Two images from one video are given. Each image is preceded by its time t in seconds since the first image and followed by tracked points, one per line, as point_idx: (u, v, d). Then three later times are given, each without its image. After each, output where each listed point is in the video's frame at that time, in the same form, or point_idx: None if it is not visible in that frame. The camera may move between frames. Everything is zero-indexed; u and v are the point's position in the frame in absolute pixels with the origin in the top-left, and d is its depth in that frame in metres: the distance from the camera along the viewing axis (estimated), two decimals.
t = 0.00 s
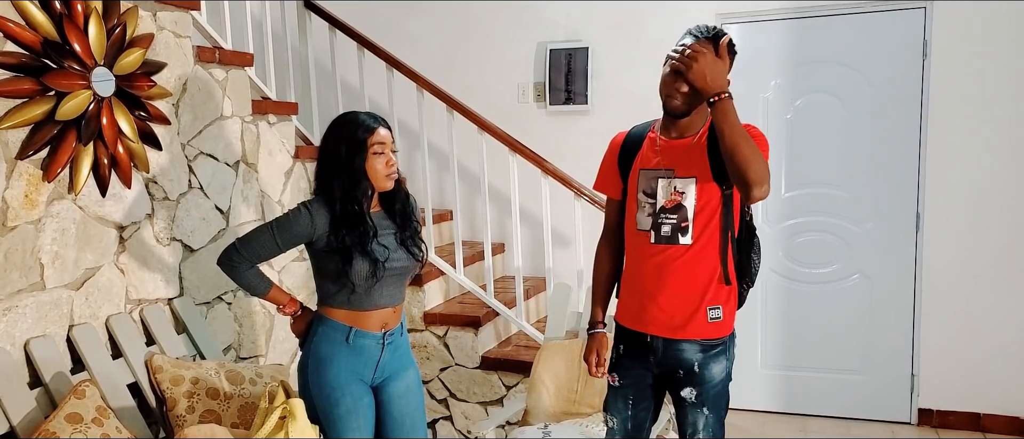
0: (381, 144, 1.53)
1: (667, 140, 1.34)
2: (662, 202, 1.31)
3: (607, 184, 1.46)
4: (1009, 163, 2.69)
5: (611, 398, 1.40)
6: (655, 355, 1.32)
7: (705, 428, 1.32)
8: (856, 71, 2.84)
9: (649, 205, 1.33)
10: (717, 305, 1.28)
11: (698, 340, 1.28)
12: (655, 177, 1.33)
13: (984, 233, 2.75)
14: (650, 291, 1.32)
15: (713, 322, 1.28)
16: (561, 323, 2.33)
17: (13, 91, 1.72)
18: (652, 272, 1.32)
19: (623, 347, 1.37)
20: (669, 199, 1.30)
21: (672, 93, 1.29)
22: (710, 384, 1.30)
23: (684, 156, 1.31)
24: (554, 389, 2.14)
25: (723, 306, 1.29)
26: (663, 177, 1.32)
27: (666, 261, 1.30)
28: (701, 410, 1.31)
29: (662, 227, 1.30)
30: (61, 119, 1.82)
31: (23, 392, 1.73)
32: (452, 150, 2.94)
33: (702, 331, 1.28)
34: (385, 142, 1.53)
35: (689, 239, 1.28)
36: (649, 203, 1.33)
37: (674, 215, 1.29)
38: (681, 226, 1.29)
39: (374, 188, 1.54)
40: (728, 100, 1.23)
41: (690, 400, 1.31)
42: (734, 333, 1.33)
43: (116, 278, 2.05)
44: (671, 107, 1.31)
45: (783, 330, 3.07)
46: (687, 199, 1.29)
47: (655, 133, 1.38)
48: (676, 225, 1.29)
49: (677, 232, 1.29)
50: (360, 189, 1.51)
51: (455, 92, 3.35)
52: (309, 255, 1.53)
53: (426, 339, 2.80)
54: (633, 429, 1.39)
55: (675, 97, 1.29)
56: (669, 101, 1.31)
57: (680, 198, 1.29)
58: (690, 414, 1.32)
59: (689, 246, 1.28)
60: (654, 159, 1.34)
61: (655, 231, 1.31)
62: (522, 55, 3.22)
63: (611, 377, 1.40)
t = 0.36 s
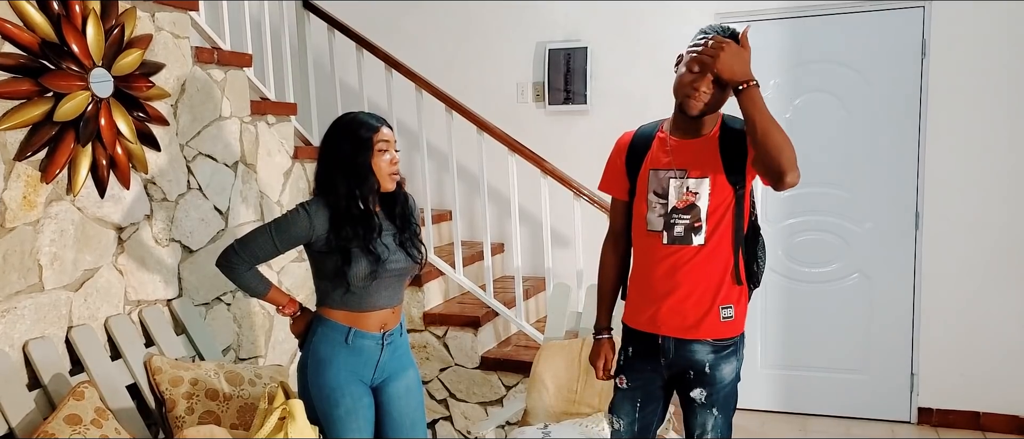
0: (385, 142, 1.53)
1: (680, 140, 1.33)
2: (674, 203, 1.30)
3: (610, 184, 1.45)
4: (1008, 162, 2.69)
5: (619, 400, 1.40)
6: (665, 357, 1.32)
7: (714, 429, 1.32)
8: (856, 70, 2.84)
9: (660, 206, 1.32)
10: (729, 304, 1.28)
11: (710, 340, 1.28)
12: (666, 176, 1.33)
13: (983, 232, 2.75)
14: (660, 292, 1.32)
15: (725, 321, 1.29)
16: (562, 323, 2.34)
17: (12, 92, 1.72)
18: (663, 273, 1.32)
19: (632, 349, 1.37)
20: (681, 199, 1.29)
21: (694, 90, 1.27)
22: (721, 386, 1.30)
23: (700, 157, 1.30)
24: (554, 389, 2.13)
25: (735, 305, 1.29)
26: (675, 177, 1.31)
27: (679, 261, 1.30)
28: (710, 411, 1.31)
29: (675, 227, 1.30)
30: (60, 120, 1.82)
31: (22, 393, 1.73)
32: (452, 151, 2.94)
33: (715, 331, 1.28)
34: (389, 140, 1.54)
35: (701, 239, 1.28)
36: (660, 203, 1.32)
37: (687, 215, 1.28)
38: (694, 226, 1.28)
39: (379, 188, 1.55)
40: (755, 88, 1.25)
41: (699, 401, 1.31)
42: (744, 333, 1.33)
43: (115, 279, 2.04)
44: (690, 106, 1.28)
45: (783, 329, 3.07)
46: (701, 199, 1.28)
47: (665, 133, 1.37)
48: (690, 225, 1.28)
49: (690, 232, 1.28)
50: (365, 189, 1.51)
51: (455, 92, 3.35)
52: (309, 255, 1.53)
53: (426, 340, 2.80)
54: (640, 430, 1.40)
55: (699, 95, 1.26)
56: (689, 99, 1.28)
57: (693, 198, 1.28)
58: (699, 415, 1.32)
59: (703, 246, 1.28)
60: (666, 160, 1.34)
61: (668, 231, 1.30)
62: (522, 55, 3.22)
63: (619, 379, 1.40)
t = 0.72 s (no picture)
0: (385, 144, 1.53)
1: (682, 140, 1.33)
2: (677, 203, 1.30)
3: (610, 183, 1.44)
4: (1006, 160, 2.69)
5: (620, 399, 1.40)
6: (668, 356, 1.31)
7: (715, 427, 1.32)
8: (855, 70, 2.84)
9: (663, 206, 1.32)
10: (731, 302, 1.28)
11: (712, 338, 1.28)
12: (668, 177, 1.32)
13: (982, 230, 2.75)
14: (663, 292, 1.31)
15: (727, 319, 1.28)
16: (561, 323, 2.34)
17: (10, 93, 1.71)
18: (664, 273, 1.31)
19: (634, 349, 1.36)
20: (684, 200, 1.29)
21: (693, 81, 1.27)
22: (722, 384, 1.30)
23: (703, 157, 1.30)
24: (553, 389, 2.13)
25: (737, 303, 1.29)
26: (677, 177, 1.31)
27: (682, 261, 1.29)
28: (711, 410, 1.31)
29: (679, 227, 1.29)
30: (58, 122, 1.82)
31: (21, 396, 1.72)
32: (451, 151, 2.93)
33: (717, 329, 1.28)
34: (388, 142, 1.53)
35: (705, 238, 1.28)
36: (663, 203, 1.32)
37: (690, 216, 1.28)
38: (698, 226, 1.28)
39: (378, 189, 1.55)
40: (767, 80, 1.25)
41: (701, 400, 1.31)
42: (747, 331, 1.33)
43: (114, 281, 2.04)
44: (689, 99, 1.28)
45: (783, 328, 3.07)
46: (704, 199, 1.28)
47: (667, 134, 1.37)
48: (693, 225, 1.28)
49: (694, 233, 1.28)
50: (365, 192, 1.51)
51: (454, 93, 3.35)
52: (308, 256, 1.53)
53: (426, 340, 2.80)
54: (641, 430, 1.39)
55: (698, 86, 1.26)
56: (689, 91, 1.27)
57: (696, 198, 1.29)
58: (701, 413, 1.32)
59: (706, 245, 1.28)
60: (669, 160, 1.33)
61: (671, 231, 1.30)
62: (521, 54, 3.22)
63: (620, 378, 1.40)
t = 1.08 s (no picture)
0: (382, 144, 1.53)
1: (679, 140, 1.33)
2: (674, 204, 1.30)
3: (609, 184, 1.42)
4: (1005, 160, 2.70)
5: (617, 397, 1.40)
6: (664, 354, 1.32)
7: (712, 426, 1.33)
8: (853, 69, 2.84)
9: (660, 206, 1.31)
10: (727, 300, 1.28)
11: (708, 335, 1.28)
12: (665, 177, 1.32)
13: (981, 229, 2.75)
14: (660, 291, 1.31)
15: (723, 316, 1.29)
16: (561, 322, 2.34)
17: (8, 94, 1.71)
18: (660, 271, 1.32)
19: (631, 346, 1.37)
20: (681, 199, 1.29)
21: (678, 90, 1.26)
22: (718, 383, 1.31)
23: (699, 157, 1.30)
24: (553, 389, 2.13)
25: (732, 301, 1.29)
26: (673, 177, 1.31)
27: (679, 260, 1.29)
28: (708, 407, 1.32)
29: (676, 227, 1.29)
30: (56, 123, 1.82)
31: (20, 397, 1.72)
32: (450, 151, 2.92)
33: (712, 326, 1.28)
34: (385, 143, 1.53)
35: (702, 238, 1.28)
36: (660, 203, 1.32)
37: (687, 215, 1.28)
38: (695, 226, 1.28)
39: (375, 191, 1.54)
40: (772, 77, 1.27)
41: (698, 398, 1.32)
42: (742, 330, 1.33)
43: (113, 282, 2.04)
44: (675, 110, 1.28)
45: (782, 328, 3.07)
46: (701, 199, 1.28)
47: (664, 134, 1.36)
48: (691, 225, 1.28)
49: (691, 232, 1.28)
50: (363, 193, 1.51)
51: (453, 93, 3.35)
52: (308, 257, 1.53)
53: (425, 340, 2.80)
54: (637, 427, 1.39)
55: (682, 96, 1.26)
56: (674, 102, 1.27)
57: (694, 198, 1.28)
58: (697, 411, 1.33)
59: (702, 245, 1.28)
60: (666, 160, 1.33)
61: (669, 231, 1.30)
62: (519, 54, 3.22)
63: (617, 375, 1.40)
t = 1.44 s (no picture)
0: (380, 144, 1.53)
1: (668, 139, 1.34)
2: (663, 202, 1.30)
3: (606, 182, 1.45)
4: (1005, 159, 2.70)
5: (610, 394, 1.41)
6: (653, 352, 1.32)
7: (703, 425, 1.33)
8: (851, 69, 2.84)
9: (650, 204, 1.32)
10: (715, 299, 1.28)
11: (695, 334, 1.28)
12: (654, 175, 1.33)
13: (980, 229, 2.75)
14: (650, 289, 1.32)
15: (711, 315, 1.28)
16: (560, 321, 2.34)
17: (7, 94, 1.71)
18: (650, 270, 1.32)
19: (622, 342, 1.38)
20: (670, 198, 1.30)
21: (654, 87, 1.28)
22: (708, 382, 1.30)
23: (686, 155, 1.30)
24: (552, 388, 2.14)
25: (722, 300, 1.29)
26: (662, 176, 1.32)
27: (667, 258, 1.30)
28: (698, 407, 1.32)
29: (664, 225, 1.30)
30: (55, 122, 1.82)
31: (19, 396, 1.72)
32: (449, 151, 2.90)
33: (699, 324, 1.28)
34: (383, 142, 1.53)
35: (690, 237, 1.28)
36: (649, 202, 1.33)
37: (675, 214, 1.29)
38: (683, 224, 1.28)
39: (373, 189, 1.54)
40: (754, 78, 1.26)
41: (687, 397, 1.32)
42: (732, 329, 1.32)
43: (112, 281, 2.04)
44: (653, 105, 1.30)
45: (780, 326, 3.08)
46: (688, 197, 1.28)
47: (655, 133, 1.37)
48: (678, 223, 1.29)
49: (679, 231, 1.29)
50: (360, 192, 1.51)
51: (452, 93, 3.35)
52: (308, 256, 1.53)
53: (424, 340, 2.80)
54: (630, 426, 1.40)
55: (656, 92, 1.27)
56: (651, 99, 1.29)
57: (681, 196, 1.29)
58: (688, 410, 1.33)
59: (690, 243, 1.28)
60: (655, 158, 1.34)
61: (657, 229, 1.31)
62: (518, 54, 3.22)
63: (610, 373, 1.41)
